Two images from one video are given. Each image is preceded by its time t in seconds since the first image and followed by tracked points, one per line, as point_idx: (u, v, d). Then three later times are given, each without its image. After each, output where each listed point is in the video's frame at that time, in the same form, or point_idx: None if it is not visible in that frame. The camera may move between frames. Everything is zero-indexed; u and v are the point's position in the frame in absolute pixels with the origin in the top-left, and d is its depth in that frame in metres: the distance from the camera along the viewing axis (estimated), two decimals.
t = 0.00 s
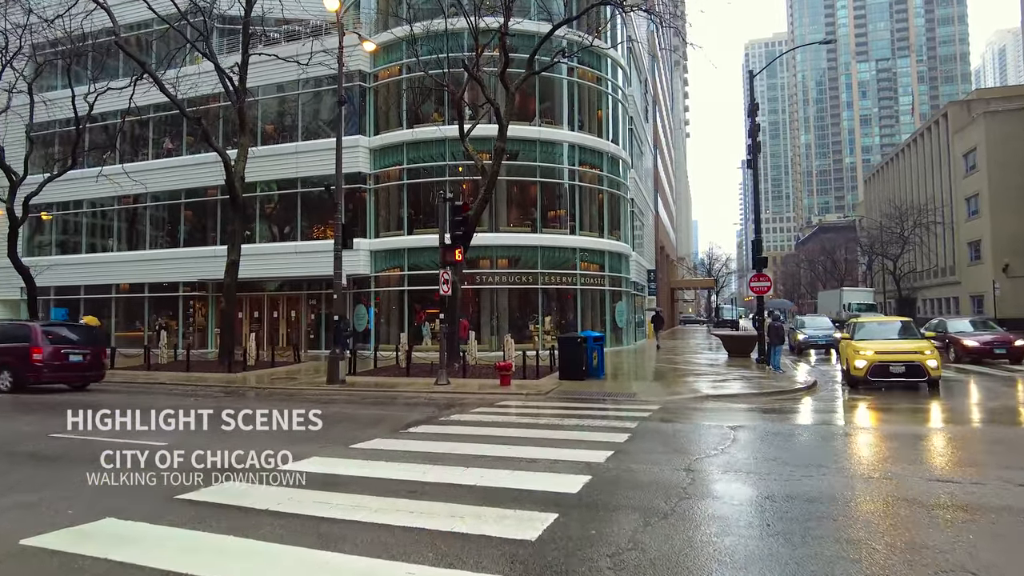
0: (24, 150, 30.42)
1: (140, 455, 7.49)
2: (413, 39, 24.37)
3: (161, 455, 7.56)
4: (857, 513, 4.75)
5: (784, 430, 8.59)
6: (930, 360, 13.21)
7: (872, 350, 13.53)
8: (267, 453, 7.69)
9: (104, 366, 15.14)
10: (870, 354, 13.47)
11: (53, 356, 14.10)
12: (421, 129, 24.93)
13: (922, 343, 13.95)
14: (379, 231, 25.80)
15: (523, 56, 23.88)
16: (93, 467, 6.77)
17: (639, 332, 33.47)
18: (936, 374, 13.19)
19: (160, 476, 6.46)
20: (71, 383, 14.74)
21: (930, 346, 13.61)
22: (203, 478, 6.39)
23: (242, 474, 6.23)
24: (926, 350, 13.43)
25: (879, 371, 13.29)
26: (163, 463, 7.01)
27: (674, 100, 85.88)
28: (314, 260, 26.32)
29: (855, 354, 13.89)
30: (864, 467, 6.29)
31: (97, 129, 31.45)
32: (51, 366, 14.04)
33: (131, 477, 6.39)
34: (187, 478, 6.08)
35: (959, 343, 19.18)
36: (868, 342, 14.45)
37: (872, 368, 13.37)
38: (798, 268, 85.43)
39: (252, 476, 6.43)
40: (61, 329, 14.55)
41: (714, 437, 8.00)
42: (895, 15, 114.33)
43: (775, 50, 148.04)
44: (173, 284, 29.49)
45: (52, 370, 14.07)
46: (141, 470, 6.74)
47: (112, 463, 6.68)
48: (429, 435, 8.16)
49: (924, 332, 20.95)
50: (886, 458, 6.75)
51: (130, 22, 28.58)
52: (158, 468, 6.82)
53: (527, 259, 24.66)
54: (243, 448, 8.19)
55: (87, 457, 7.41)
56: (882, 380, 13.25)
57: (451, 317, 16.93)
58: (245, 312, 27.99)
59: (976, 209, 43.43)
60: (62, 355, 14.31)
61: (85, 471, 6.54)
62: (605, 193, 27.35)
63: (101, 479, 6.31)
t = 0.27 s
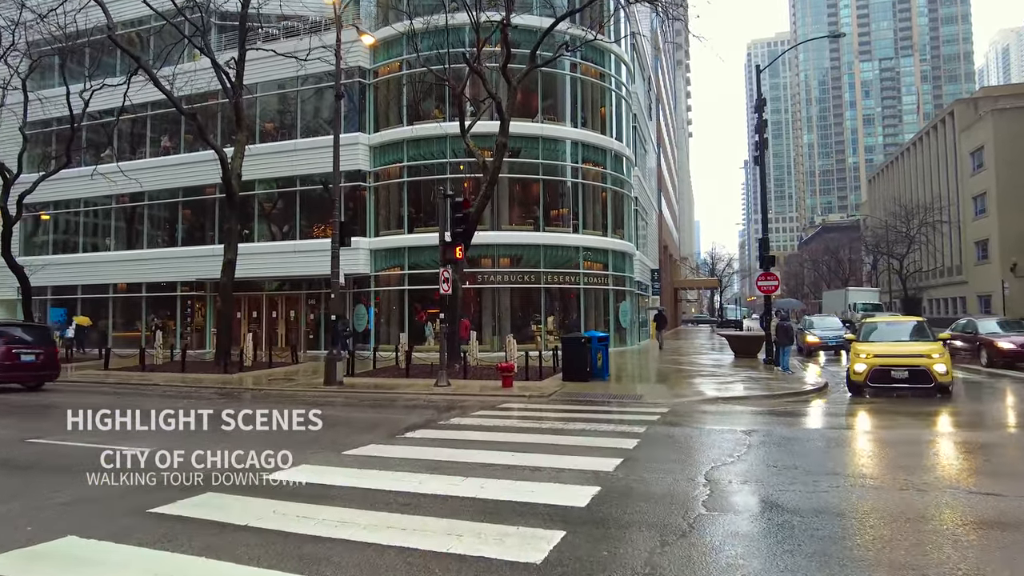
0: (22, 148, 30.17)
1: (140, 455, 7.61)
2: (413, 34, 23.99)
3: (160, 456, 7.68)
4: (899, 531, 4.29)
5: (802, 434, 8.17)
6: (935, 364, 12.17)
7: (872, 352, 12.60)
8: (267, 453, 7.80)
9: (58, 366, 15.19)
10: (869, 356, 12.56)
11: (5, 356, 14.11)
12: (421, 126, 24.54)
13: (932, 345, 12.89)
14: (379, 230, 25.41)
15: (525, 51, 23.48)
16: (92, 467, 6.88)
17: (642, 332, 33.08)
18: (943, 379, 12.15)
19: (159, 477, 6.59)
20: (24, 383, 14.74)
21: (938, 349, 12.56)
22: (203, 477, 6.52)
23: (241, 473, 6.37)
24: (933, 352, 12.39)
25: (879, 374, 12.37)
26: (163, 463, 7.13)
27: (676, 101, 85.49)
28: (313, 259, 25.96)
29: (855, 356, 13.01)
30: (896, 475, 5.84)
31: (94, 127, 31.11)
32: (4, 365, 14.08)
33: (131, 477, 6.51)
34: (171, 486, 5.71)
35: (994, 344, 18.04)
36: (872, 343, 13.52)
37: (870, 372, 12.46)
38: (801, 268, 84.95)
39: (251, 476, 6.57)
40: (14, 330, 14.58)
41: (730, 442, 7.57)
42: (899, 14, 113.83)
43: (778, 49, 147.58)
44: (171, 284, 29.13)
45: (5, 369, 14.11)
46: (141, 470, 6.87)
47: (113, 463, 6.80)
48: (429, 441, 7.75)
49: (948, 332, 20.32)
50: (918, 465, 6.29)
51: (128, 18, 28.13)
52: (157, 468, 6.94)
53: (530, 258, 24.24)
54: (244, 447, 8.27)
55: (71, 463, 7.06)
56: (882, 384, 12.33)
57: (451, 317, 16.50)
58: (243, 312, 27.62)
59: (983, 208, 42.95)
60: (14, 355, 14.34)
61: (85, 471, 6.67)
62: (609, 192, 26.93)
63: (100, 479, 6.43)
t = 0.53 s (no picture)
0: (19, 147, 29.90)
1: (139, 455, 7.79)
2: (413, 31, 23.58)
3: (159, 456, 7.86)
4: (953, 564, 3.81)
5: (822, 442, 7.72)
6: (930, 373, 10.93)
7: (863, 359, 11.47)
8: (265, 454, 8.00)
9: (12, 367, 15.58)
10: (858, 364, 11.43)
11: None
12: (422, 124, 24.13)
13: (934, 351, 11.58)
14: (378, 230, 25.00)
15: (527, 48, 23.04)
16: (92, 467, 7.03)
17: (646, 334, 32.65)
18: (939, 390, 10.89)
19: (160, 476, 6.73)
20: None
21: (938, 355, 11.25)
22: (204, 477, 6.69)
23: (241, 472, 6.57)
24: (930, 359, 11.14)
25: (868, 383, 11.24)
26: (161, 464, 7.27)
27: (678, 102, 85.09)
28: (312, 259, 25.54)
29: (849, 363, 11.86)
30: (928, 493, 5.39)
31: (90, 127, 30.79)
32: None
33: (131, 477, 6.64)
34: (147, 502, 5.31)
35: None
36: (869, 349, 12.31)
37: (860, 381, 11.33)
38: (805, 269, 84.44)
39: (251, 476, 6.76)
40: None
41: (748, 453, 7.13)
42: (902, 14, 113.33)
43: (781, 50, 147.13)
44: (169, 285, 28.75)
45: None
46: (141, 470, 7.02)
47: (113, 463, 6.97)
48: (427, 451, 7.34)
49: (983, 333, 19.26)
50: (951, 480, 5.83)
51: (124, 16, 27.73)
52: (156, 469, 7.09)
53: (532, 258, 23.83)
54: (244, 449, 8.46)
55: (45, 476, 6.65)
56: (872, 395, 11.20)
57: (451, 319, 16.04)
58: (240, 314, 27.22)
59: (991, 208, 42.45)
60: None
61: (85, 471, 6.82)
62: (612, 191, 26.49)
63: (101, 479, 6.57)
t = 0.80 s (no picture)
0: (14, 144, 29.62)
1: (139, 456, 7.81)
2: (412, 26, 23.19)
3: (160, 456, 7.89)
4: None
5: (840, 446, 7.29)
6: (912, 376, 9.69)
7: (841, 360, 10.37)
8: (267, 453, 7.96)
9: None
10: (835, 365, 10.35)
11: None
12: (421, 120, 23.74)
13: (925, 352, 10.29)
14: (377, 228, 24.62)
15: (528, 42, 22.63)
16: (92, 466, 7.07)
17: (649, 334, 32.27)
18: (922, 395, 9.65)
19: (159, 476, 6.70)
20: None
21: (926, 356, 9.96)
22: (203, 477, 6.66)
23: (240, 472, 6.57)
24: (915, 360, 9.89)
25: (844, 387, 10.15)
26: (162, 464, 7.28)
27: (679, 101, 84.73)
28: (310, 257, 25.15)
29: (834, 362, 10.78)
30: (965, 503, 4.96)
31: (85, 124, 30.45)
32: None
33: (130, 476, 6.64)
34: (116, 514, 4.90)
35: None
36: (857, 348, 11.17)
37: (836, 385, 10.25)
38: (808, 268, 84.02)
39: (251, 476, 6.78)
40: None
41: (763, 458, 6.71)
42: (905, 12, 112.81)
43: (782, 49, 146.72)
44: (165, 284, 28.40)
45: None
46: (141, 470, 7.03)
47: (113, 463, 7.01)
48: (423, 455, 6.96)
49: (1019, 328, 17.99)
50: (987, 488, 5.39)
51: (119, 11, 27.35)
52: (157, 468, 7.10)
53: (533, 256, 23.43)
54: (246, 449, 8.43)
55: (16, 484, 6.26)
56: (848, 400, 10.11)
57: (450, 318, 15.63)
58: (238, 313, 26.86)
59: (997, 206, 42.00)
60: None
61: (84, 472, 6.90)
62: (615, 188, 26.07)
63: (100, 479, 6.65)
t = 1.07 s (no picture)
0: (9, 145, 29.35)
1: (140, 456, 7.78)
2: (410, 21, 22.79)
3: (160, 457, 7.86)
4: None
5: (857, 453, 6.89)
6: (875, 385, 8.74)
7: (804, 365, 9.55)
8: (265, 454, 7.94)
9: None
10: (797, 371, 9.56)
11: None
12: (420, 118, 23.35)
13: (900, 358, 9.25)
14: (376, 227, 24.24)
15: (528, 38, 22.22)
16: (93, 467, 7.00)
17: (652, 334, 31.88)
18: (885, 406, 8.67)
19: (160, 476, 6.66)
20: None
21: (896, 363, 8.94)
22: (203, 477, 6.62)
23: (241, 473, 6.49)
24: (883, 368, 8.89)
25: (804, 394, 9.35)
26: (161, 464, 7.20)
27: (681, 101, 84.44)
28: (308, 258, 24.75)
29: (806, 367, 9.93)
30: (1001, 519, 4.54)
31: (80, 122, 30.14)
32: None
33: (130, 477, 6.56)
34: (77, 531, 4.53)
35: None
36: (831, 353, 10.25)
37: (796, 392, 9.46)
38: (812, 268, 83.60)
39: (251, 477, 6.68)
40: None
41: (776, 469, 6.31)
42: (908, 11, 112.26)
43: (785, 49, 146.20)
44: (162, 285, 28.06)
45: None
46: (141, 470, 7.00)
47: (113, 462, 6.93)
48: (416, 466, 6.58)
49: None
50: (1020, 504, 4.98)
51: (114, 9, 26.98)
52: (157, 469, 7.04)
53: (534, 256, 23.04)
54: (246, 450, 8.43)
55: None
56: (808, 409, 9.29)
57: (449, 319, 15.24)
58: (235, 314, 26.53)
59: (1004, 205, 41.51)
60: None
61: (85, 471, 6.75)
62: (617, 187, 25.65)
63: (99, 479, 6.43)
